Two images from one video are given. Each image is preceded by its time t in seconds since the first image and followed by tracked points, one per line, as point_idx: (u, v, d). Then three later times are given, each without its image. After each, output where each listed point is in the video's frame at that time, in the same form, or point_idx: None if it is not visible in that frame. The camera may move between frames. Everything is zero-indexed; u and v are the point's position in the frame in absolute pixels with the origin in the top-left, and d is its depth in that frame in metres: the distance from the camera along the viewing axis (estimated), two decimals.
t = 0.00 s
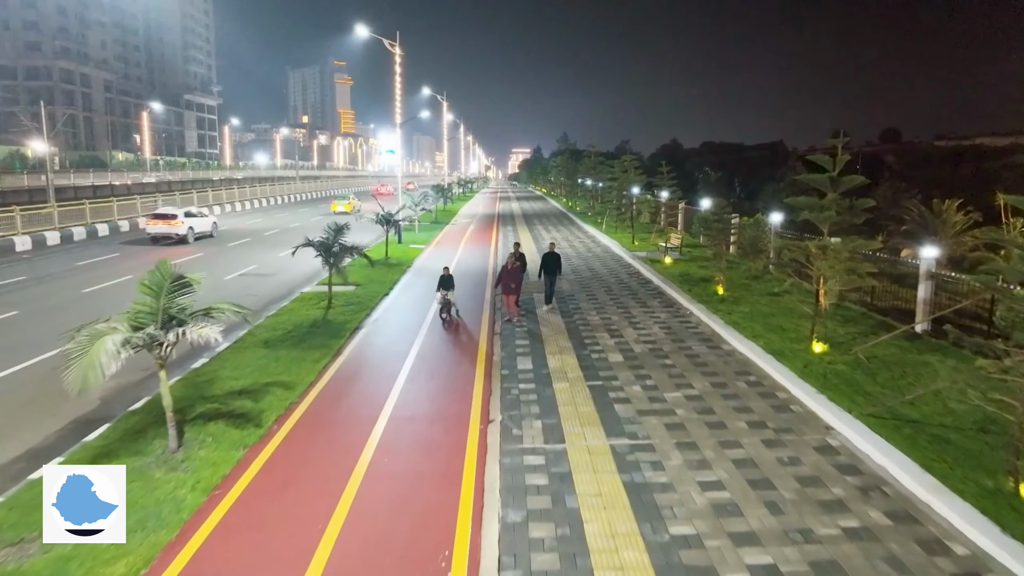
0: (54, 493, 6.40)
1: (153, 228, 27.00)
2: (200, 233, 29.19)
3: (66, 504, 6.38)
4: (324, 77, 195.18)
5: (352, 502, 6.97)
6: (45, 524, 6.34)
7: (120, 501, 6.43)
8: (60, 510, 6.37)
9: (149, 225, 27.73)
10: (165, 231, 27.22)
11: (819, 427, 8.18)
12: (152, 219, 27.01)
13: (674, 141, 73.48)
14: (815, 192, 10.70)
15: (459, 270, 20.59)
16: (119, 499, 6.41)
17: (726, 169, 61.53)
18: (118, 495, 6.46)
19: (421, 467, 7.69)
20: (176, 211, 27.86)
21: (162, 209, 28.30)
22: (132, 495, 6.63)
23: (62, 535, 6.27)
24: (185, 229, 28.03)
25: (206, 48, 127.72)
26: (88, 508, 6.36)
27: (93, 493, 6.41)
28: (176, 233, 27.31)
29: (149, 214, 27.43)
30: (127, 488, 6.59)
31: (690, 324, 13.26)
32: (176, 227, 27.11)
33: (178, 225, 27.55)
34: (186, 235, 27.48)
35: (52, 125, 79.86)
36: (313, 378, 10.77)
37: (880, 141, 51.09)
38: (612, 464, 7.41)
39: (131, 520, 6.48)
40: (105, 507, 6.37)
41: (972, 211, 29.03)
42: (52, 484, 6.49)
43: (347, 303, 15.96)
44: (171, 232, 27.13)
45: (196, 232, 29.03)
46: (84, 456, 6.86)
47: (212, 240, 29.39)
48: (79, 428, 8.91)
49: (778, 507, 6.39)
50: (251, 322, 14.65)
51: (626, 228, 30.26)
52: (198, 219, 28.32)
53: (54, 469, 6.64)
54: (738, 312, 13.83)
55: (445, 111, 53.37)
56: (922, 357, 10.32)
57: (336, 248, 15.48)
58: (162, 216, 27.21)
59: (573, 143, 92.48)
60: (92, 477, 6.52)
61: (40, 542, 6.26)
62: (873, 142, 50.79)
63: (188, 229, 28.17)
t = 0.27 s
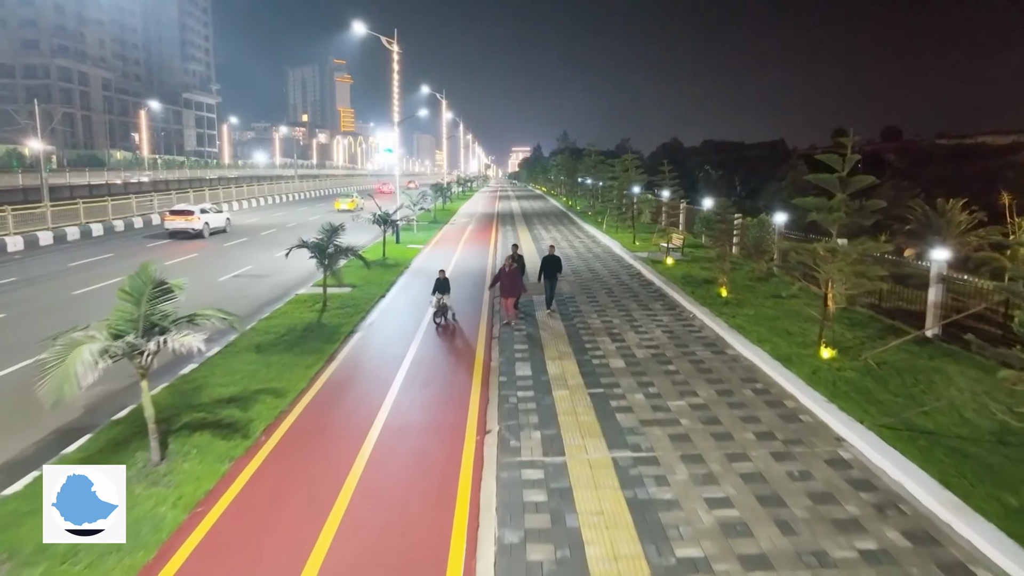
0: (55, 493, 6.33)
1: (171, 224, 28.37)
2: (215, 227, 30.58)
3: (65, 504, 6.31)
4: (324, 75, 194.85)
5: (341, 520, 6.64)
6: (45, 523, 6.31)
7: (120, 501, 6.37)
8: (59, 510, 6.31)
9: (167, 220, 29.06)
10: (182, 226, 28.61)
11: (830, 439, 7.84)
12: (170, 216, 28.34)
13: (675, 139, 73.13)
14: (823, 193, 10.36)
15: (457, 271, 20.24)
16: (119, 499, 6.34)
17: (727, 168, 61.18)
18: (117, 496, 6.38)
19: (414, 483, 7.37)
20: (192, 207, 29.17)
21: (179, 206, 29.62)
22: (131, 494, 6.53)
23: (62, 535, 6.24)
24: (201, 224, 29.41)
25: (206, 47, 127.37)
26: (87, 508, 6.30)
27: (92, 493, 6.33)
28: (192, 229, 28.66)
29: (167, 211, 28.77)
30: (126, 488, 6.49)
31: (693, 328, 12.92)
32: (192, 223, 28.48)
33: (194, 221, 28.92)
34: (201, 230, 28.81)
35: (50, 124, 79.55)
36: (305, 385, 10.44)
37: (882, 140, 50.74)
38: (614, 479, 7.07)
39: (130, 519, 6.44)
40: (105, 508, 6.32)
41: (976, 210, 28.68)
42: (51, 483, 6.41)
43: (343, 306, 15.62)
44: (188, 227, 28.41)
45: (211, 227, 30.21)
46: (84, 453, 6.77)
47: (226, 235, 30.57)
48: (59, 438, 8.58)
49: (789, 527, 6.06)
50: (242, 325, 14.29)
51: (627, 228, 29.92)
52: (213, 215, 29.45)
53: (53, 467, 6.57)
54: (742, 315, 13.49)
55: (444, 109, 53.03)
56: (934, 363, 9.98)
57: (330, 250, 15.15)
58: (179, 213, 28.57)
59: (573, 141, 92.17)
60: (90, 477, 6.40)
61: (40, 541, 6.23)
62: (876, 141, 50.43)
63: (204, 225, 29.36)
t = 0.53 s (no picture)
0: (55, 493, 6.39)
1: (185, 220, 29.94)
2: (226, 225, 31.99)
3: (65, 504, 6.36)
4: (324, 74, 194.48)
5: (330, 535, 6.35)
6: (45, 524, 6.33)
7: (119, 501, 6.42)
8: (59, 510, 6.35)
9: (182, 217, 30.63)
10: (195, 223, 30.13)
11: (839, 450, 7.55)
12: (184, 212, 29.85)
13: (675, 138, 72.85)
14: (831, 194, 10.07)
15: (454, 272, 19.94)
16: (119, 499, 6.39)
17: (727, 167, 60.90)
18: (117, 496, 6.43)
19: (407, 496, 7.07)
20: (204, 204, 30.68)
21: (192, 203, 31.13)
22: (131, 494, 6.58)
23: (62, 535, 6.25)
24: (213, 220, 30.95)
25: (205, 45, 126.96)
26: (88, 508, 6.35)
27: (92, 493, 6.39)
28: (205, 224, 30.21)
29: (181, 208, 30.31)
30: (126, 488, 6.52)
31: (695, 331, 12.64)
32: (205, 219, 29.99)
33: (206, 217, 30.40)
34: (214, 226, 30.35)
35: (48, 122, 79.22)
36: (297, 391, 10.16)
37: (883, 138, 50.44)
38: (615, 492, 6.79)
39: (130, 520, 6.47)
40: (104, 508, 6.36)
41: (980, 210, 28.40)
42: (51, 485, 6.48)
43: (338, 308, 15.33)
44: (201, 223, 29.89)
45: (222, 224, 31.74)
46: (86, 456, 6.87)
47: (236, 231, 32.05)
48: (41, 448, 8.29)
49: (799, 545, 5.78)
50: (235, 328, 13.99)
51: (627, 227, 29.63)
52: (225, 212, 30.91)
53: (54, 469, 6.66)
54: (746, 318, 13.21)
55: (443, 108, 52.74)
56: (944, 369, 9.69)
57: (325, 250, 14.87)
58: (193, 210, 30.10)
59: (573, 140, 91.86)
60: (91, 477, 6.48)
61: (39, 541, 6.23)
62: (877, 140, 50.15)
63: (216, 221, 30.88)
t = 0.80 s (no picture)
0: (55, 493, 6.34)
1: (196, 216, 31.08)
2: (237, 221, 33.19)
3: (66, 504, 6.33)
4: (324, 73, 194.19)
5: (316, 552, 6.06)
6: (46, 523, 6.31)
7: (120, 501, 6.36)
8: (60, 510, 6.32)
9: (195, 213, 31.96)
10: (206, 219, 31.32)
11: (848, 461, 7.27)
12: (196, 209, 31.02)
13: (675, 137, 72.67)
14: (838, 195, 9.75)
15: (452, 273, 19.64)
16: (119, 499, 6.34)
17: (728, 166, 60.63)
18: (117, 496, 6.37)
19: (398, 509, 6.78)
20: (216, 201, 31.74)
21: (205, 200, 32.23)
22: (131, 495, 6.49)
23: (62, 535, 6.24)
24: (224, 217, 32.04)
25: (204, 44, 126.61)
26: (88, 508, 6.31)
27: (92, 493, 6.34)
28: (216, 221, 31.36)
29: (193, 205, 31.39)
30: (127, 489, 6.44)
31: (697, 335, 12.36)
32: (216, 216, 31.20)
33: (217, 214, 31.55)
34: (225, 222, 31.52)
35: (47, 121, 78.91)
36: (288, 398, 9.88)
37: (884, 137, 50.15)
38: (615, 507, 6.50)
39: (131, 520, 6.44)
40: (105, 508, 6.32)
41: (983, 209, 28.10)
42: (52, 484, 6.43)
43: (333, 310, 15.05)
44: (213, 220, 31.10)
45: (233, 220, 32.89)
46: (90, 454, 6.82)
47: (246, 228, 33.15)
48: (20, 458, 8.01)
49: (809, 566, 5.50)
50: (228, 331, 13.75)
51: (627, 227, 29.36)
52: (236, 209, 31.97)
53: (55, 468, 6.57)
54: (749, 322, 12.92)
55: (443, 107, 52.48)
56: (954, 376, 9.41)
57: (320, 252, 14.61)
58: (204, 206, 31.26)
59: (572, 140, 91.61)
60: (92, 477, 6.43)
61: (39, 542, 6.21)
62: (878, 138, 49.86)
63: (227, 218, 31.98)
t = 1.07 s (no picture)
0: (55, 493, 6.50)
1: (209, 212, 32.30)
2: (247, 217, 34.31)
3: (65, 505, 6.46)
4: (323, 72, 193.80)
5: None
6: (45, 524, 6.39)
7: (120, 500, 6.53)
8: (59, 510, 6.45)
9: (207, 209, 33.23)
10: (219, 215, 32.57)
11: (859, 476, 6.93)
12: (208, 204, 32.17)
13: (676, 136, 72.35)
14: (846, 196, 9.44)
15: (449, 275, 19.28)
16: (119, 499, 6.50)
17: (729, 165, 60.28)
18: (117, 495, 6.56)
19: (387, 528, 6.44)
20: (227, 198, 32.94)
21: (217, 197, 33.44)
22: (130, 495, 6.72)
23: (62, 534, 6.30)
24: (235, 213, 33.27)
25: (203, 42, 126.21)
26: (88, 508, 6.44)
27: (92, 492, 6.51)
28: (228, 217, 32.58)
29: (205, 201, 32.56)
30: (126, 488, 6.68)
31: (699, 340, 12.02)
32: (228, 212, 32.42)
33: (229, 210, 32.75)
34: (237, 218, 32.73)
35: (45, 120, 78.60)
36: (276, 405, 9.55)
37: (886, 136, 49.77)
38: (614, 527, 6.17)
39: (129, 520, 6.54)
40: (105, 507, 6.46)
41: (988, 209, 27.74)
42: (51, 485, 6.60)
43: (327, 313, 14.71)
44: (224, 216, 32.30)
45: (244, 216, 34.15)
46: (84, 459, 7.02)
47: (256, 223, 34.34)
48: None
49: None
50: (219, 334, 13.43)
51: (628, 227, 29.01)
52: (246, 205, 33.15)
53: (54, 470, 6.81)
54: (752, 326, 12.57)
55: (442, 105, 52.12)
56: (967, 384, 9.07)
57: (313, 253, 14.28)
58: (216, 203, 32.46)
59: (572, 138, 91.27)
60: (92, 477, 6.65)
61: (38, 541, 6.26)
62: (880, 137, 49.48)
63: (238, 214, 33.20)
